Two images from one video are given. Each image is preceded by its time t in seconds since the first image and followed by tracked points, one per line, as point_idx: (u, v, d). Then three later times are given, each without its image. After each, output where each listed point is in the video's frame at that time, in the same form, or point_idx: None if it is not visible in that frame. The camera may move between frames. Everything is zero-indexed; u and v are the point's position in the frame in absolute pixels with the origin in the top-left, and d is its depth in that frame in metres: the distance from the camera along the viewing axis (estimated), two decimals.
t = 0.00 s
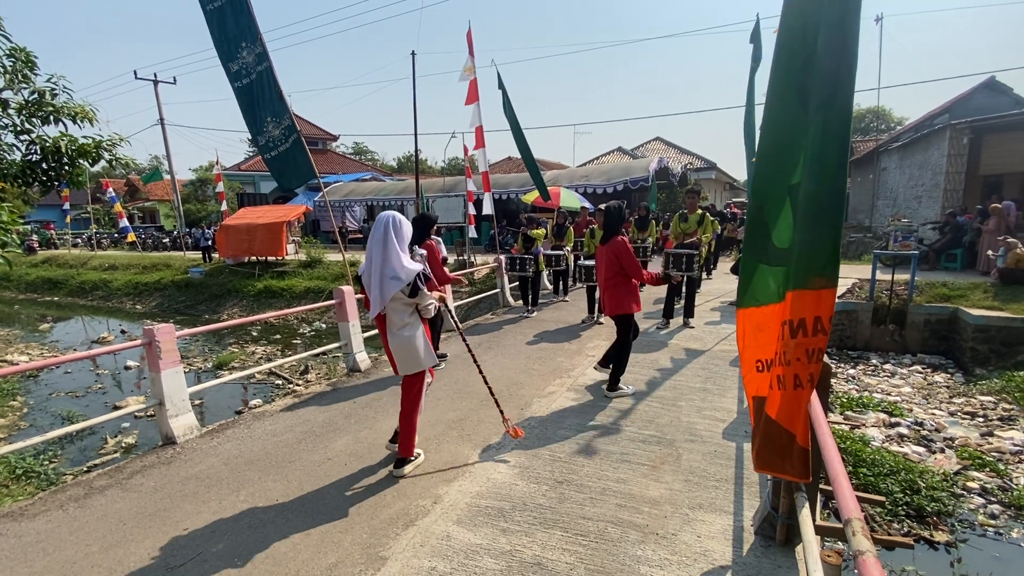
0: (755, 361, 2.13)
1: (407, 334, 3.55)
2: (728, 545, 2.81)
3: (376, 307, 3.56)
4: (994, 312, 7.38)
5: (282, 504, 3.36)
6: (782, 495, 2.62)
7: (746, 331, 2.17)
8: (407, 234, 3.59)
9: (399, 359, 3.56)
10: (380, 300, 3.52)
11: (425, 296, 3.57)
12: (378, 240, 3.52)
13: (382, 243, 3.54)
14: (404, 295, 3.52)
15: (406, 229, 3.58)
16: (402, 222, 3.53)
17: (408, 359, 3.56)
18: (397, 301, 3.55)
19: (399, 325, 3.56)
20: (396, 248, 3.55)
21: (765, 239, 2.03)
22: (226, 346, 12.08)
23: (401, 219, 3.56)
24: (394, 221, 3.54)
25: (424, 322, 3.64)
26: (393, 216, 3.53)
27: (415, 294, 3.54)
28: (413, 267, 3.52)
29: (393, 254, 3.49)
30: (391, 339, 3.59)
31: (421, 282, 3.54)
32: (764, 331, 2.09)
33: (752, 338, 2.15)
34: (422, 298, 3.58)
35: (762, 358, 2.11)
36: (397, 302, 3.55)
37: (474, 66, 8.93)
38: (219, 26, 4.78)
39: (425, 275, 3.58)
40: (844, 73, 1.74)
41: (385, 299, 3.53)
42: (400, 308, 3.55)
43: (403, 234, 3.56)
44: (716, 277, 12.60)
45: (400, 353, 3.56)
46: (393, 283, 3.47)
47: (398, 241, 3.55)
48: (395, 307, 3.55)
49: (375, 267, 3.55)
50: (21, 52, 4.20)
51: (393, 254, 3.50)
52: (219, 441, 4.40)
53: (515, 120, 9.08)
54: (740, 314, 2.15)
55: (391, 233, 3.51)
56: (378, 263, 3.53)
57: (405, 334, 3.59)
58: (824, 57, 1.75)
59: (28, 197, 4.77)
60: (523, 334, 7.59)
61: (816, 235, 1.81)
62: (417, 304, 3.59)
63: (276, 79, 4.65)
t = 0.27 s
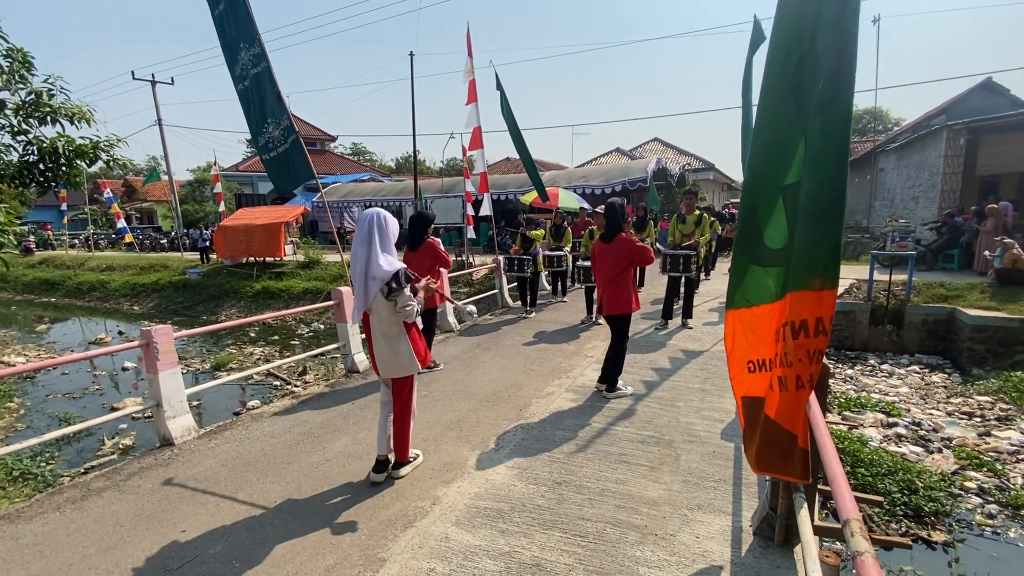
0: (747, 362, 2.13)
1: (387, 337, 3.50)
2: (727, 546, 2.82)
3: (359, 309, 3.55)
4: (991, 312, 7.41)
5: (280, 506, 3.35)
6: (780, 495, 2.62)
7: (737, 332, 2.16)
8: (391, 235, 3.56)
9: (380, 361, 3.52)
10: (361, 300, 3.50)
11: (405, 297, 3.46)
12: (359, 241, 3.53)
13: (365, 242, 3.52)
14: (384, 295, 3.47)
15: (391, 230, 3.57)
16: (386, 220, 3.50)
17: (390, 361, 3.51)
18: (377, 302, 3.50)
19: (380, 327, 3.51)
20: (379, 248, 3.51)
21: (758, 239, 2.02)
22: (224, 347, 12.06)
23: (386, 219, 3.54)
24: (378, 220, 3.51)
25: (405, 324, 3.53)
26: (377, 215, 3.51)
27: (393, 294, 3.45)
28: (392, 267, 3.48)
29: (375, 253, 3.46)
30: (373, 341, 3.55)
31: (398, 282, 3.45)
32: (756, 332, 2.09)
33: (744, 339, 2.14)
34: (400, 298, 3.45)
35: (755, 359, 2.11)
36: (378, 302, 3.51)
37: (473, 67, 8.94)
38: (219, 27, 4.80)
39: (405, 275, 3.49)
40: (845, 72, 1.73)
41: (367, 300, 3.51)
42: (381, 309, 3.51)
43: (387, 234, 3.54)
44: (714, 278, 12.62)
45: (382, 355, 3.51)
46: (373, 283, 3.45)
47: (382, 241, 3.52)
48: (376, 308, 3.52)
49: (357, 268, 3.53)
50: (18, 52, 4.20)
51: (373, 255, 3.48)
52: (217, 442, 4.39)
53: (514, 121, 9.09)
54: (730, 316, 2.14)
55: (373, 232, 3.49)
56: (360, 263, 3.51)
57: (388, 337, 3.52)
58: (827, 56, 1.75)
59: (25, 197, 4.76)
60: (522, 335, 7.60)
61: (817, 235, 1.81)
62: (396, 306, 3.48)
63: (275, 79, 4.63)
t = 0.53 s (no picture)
0: (740, 364, 2.13)
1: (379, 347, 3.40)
2: (725, 546, 2.82)
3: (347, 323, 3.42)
4: (987, 312, 7.44)
5: (278, 508, 3.35)
6: (778, 495, 2.63)
7: (729, 334, 2.16)
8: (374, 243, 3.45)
9: (374, 372, 3.42)
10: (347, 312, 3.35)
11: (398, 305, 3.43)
12: (341, 252, 3.38)
13: (348, 251, 3.37)
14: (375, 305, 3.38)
15: (373, 236, 3.43)
16: (370, 227, 3.38)
17: (384, 371, 3.43)
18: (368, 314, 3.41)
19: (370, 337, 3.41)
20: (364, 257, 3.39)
21: (752, 240, 2.01)
22: (221, 348, 12.03)
23: (369, 226, 3.41)
24: (362, 227, 3.37)
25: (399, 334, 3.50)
26: (360, 222, 3.37)
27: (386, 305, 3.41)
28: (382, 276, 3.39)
29: (362, 261, 3.34)
30: (363, 355, 3.42)
31: (391, 293, 3.42)
32: (749, 334, 2.09)
33: (736, 341, 2.14)
34: (394, 309, 3.44)
35: (748, 361, 2.11)
36: (367, 313, 3.41)
37: (470, 68, 8.95)
38: (214, 26, 4.79)
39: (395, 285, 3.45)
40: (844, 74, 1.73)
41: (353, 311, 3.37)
42: (372, 319, 3.41)
43: (371, 242, 3.41)
44: (712, 279, 12.65)
45: (375, 366, 3.41)
46: (362, 293, 3.32)
47: (367, 249, 3.40)
48: (365, 318, 3.40)
49: (341, 278, 3.37)
50: (13, 53, 4.18)
51: (358, 266, 3.36)
52: (214, 444, 4.38)
53: (511, 122, 9.10)
54: (723, 318, 2.13)
55: (358, 240, 3.35)
56: (344, 274, 3.36)
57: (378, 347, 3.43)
58: (825, 58, 1.76)
59: (21, 198, 4.74)
60: (520, 336, 7.60)
61: (815, 237, 1.82)
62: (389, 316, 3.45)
63: (271, 80, 4.61)
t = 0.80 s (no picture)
0: (738, 366, 2.11)
1: (337, 350, 3.23)
2: (723, 547, 2.82)
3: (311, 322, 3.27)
4: (982, 313, 7.48)
5: (275, 510, 3.34)
6: (776, 495, 2.63)
7: (728, 337, 2.14)
8: (345, 239, 3.23)
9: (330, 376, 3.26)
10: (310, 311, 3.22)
11: (360, 307, 3.18)
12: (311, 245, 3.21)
13: (315, 247, 3.19)
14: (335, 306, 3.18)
15: (343, 231, 3.20)
16: (338, 222, 3.14)
17: (341, 376, 3.25)
18: (330, 314, 3.21)
19: (330, 339, 3.24)
20: (332, 253, 3.18)
21: (751, 242, 2.00)
22: (218, 349, 11.99)
23: (337, 220, 3.17)
24: (331, 222, 3.15)
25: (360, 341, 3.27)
26: (327, 216, 3.15)
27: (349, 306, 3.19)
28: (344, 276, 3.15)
29: (324, 259, 3.14)
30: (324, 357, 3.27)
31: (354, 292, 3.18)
32: (749, 336, 2.08)
33: (735, 343, 2.12)
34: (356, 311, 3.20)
35: (747, 363, 2.09)
36: (329, 313, 3.22)
37: (467, 68, 8.95)
38: (209, 26, 4.77)
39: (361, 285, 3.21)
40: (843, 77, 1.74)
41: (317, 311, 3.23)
42: (333, 320, 3.22)
43: (340, 238, 3.19)
44: (709, 279, 12.67)
45: (332, 370, 3.25)
46: (323, 293, 3.15)
47: (335, 245, 3.18)
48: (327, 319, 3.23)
49: (307, 275, 3.22)
50: (8, 53, 4.16)
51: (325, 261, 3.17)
52: (211, 446, 4.36)
53: (508, 123, 9.10)
54: (722, 319, 2.11)
55: (324, 235, 3.15)
56: (309, 270, 3.20)
57: (338, 350, 3.24)
58: (824, 60, 1.77)
59: (15, 199, 4.72)
60: (518, 337, 7.60)
61: (813, 239, 1.83)
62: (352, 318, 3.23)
63: (268, 80, 4.59)
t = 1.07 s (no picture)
0: (741, 369, 2.13)
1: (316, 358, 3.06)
2: (721, 547, 2.83)
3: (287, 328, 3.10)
4: (977, 313, 7.52)
5: (273, 512, 3.33)
6: (774, 495, 2.64)
7: (730, 340, 2.16)
8: (327, 239, 3.07)
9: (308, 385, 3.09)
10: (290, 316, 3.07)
11: (341, 313, 3.02)
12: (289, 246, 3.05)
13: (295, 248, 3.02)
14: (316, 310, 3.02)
15: (325, 232, 3.05)
16: (322, 223, 3.00)
17: (318, 386, 3.08)
18: (308, 319, 3.04)
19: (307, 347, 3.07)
20: (313, 255, 3.03)
21: (753, 243, 2.03)
22: (214, 351, 11.95)
23: (320, 221, 3.03)
24: (313, 223, 3.01)
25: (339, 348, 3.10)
26: (310, 217, 3.00)
27: (328, 310, 3.01)
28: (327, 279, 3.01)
29: (306, 261, 2.99)
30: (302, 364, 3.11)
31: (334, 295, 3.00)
32: (751, 338, 2.09)
33: (737, 346, 2.14)
34: (336, 316, 3.02)
35: (748, 366, 2.11)
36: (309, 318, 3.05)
37: (465, 69, 8.95)
38: (206, 26, 4.75)
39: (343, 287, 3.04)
40: (840, 78, 1.75)
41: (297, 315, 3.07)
42: (311, 327, 3.04)
43: (323, 239, 3.04)
44: (706, 280, 12.70)
45: (309, 379, 3.08)
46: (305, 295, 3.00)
47: (317, 246, 3.03)
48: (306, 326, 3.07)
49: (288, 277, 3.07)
50: (3, 53, 4.15)
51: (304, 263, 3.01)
52: (208, 448, 4.35)
53: (505, 124, 9.11)
54: (725, 321, 2.14)
55: (306, 237, 3.00)
56: (290, 273, 3.05)
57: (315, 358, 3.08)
58: (821, 62, 1.78)
59: (10, 200, 4.70)
60: (516, 338, 7.60)
61: (809, 240, 1.84)
62: (330, 323, 3.05)
63: (264, 82, 4.60)
